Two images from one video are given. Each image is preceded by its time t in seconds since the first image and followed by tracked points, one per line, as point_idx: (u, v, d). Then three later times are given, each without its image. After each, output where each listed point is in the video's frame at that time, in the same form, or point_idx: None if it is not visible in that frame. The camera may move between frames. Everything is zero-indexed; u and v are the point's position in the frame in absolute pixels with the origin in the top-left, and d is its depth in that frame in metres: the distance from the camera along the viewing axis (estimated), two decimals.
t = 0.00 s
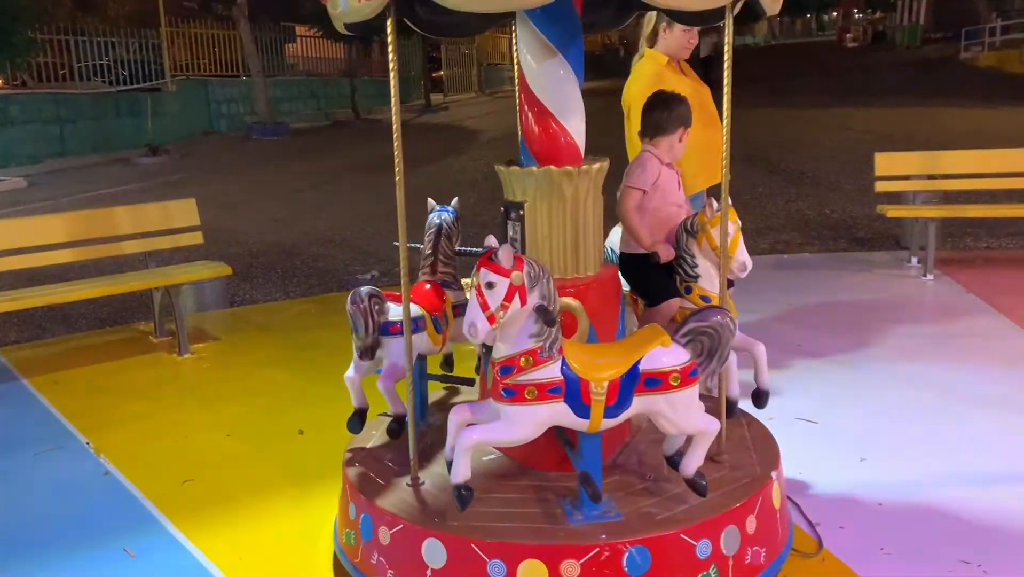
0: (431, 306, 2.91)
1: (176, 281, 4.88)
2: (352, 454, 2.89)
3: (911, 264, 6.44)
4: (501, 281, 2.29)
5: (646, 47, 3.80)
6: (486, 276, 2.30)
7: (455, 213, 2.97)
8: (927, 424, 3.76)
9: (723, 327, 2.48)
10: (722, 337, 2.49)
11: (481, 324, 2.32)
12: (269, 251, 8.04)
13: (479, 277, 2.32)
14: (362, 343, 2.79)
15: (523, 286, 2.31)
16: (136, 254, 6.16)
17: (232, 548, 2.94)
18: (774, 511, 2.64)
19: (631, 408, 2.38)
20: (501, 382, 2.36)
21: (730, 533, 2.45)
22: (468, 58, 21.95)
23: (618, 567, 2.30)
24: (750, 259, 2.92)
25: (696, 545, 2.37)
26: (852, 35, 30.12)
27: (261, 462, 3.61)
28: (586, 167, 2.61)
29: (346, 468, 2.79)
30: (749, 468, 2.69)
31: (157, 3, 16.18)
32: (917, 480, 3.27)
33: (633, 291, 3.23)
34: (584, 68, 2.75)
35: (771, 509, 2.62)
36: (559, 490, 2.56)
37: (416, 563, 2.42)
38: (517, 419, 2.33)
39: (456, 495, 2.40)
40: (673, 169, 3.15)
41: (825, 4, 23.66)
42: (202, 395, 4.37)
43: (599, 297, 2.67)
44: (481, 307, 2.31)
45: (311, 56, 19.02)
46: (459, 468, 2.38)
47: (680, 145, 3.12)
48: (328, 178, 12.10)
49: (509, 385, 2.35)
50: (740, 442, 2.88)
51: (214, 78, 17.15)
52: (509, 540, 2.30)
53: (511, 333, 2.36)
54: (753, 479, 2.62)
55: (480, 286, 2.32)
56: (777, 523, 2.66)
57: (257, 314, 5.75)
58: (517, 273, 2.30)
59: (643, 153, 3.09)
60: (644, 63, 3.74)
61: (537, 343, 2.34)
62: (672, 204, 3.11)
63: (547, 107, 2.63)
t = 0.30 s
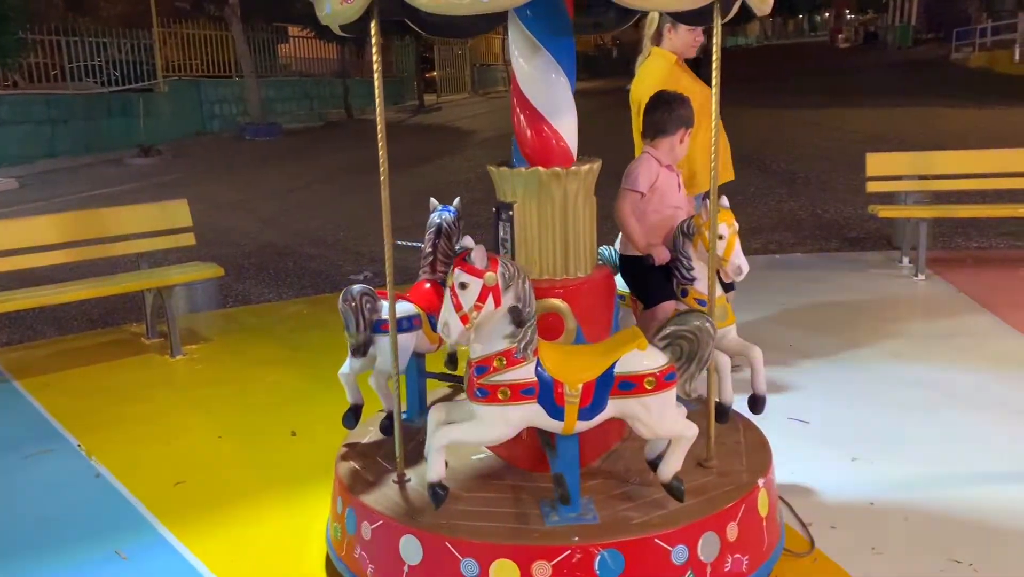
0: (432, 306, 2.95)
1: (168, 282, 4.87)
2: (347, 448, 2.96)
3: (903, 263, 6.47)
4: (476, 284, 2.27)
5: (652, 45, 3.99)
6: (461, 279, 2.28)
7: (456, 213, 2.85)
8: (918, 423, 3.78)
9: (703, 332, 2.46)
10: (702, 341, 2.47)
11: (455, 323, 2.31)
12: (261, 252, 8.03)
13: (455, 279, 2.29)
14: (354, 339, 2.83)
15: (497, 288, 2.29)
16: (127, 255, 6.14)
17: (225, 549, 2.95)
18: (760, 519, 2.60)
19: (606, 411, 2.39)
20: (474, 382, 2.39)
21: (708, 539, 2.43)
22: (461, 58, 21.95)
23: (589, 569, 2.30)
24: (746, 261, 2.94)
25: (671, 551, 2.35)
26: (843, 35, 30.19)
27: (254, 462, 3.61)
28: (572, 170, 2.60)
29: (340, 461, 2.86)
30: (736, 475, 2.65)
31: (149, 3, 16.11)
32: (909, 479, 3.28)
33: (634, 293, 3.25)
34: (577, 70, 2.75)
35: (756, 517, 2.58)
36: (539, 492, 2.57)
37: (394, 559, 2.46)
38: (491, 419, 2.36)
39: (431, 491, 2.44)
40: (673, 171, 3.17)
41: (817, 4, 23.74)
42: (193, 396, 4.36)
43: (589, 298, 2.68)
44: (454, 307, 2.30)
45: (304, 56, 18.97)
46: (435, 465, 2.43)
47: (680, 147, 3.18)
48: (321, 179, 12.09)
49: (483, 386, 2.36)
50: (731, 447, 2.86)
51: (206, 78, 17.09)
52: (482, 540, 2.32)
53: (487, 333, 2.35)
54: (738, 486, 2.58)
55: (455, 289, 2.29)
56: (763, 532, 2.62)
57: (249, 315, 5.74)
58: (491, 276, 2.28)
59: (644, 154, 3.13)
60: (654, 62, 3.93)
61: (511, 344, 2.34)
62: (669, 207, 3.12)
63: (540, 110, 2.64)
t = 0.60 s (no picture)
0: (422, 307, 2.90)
1: (154, 286, 4.84)
2: (338, 446, 3.01)
3: (888, 265, 6.51)
4: (440, 285, 2.36)
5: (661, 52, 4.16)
6: (427, 281, 2.37)
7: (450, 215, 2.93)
8: (903, 424, 3.80)
9: (671, 338, 2.61)
10: (671, 348, 2.62)
11: (421, 323, 2.40)
12: (247, 256, 8.00)
13: (420, 281, 2.39)
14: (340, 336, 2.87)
15: (462, 290, 2.39)
16: (113, 259, 6.10)
17: (209, 554, 2.93)
18: (737, 530, 2.58)
19: (573, 415, 2.42)
20: (442, 384, 2.44)
21: (677, 548, 2.41)
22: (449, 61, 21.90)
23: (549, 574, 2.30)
24: (735, 267, 2.95)
25: (638, 558, 2.35)
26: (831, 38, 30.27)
27: (241, 467, 3.59)
28: (558, 173, 2.60)
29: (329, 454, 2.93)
30: (716, 483, 2.63)
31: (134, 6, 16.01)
32: (894, 479, 3.30)
33: (626, 298, 3.24)
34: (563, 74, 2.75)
35: (732, 527, 2.56)
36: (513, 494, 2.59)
37: (365, 558, 2.50)
38: (457, 422, 2.41)
39: (399, 490, 2.48)
40: (665, 175, 3.18)
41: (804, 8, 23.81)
42: (179, 401, 4.34)
43: (572, 303, 2.68)
44: (421, 309, 2.39)
45: (291, 59, 18.86)
46: (404, 466, 2.46)
47: (673, 150, 3.18)
48: (308, 182, 12.05)
49: (449, 388, 2.42)
50: (715, 453, 2.84)
51: (192, 81, 17.00)
52: (447, 542, 2.35)
53: (455, 334, 2.44)
54: (714, 494, 2.56)
55: (422, 291, 2.38)
56: (739, 543, 2.59)
57: (236, 318, 5.73)
58: (457, 278, 2.37)
59: (633, 159, 3.16)
60: (666, 70, 4.09)
61: (478, 347, 2.43)
62: (661, 211, 3.15)
63: (526, 118, 2.64)
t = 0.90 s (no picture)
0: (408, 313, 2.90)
1: (134, 295, 4.81)
2: (325, 448, 3.04)
3: (867, 269, 6.57)
4: (401, 292, 2.35)
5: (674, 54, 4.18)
6: (388, 287, 2.37)
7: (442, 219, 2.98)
8: (883, 426, 3.83)
9: (635, 346, 2.64)
10: (634, 356, 2.64)
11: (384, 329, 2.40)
12: (229, 263, 7.96)
13: (383, 288, 2.38)
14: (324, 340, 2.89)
15: (424, 296, 2.37)
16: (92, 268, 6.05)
17: (189, 565, 2.91)
18: (708, 541, 2.55)
19: (535, 423, 2.41)
20: (405, 389, 2.44)
21: (642, 558, 2.41)
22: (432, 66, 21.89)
23: None
24: (717, 275, 2.89)
25: (601, 567, 2.35)
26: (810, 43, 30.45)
27: (223, 478, 3.56)
28: (535, 179, 2.60)
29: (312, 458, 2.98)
30: (688, 493, 2.62)
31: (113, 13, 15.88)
32: (874, 481, 3.33)
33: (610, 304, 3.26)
34: (543, 83, 2.75)
35: (702, 538, 2.54)
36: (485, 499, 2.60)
37: (334, 559, 2.54)
38: (420, 427, 2.41)
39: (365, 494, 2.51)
40: (650, 183, 3.22)
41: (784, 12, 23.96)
42: (160, 410, 4.30)
43: (547, 307, 2.67)
44: (383, 316, 2.39)
45: (272, 65, 18.77)
46: (368, 470, 2.50)
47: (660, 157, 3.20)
48: (290, 189, 12.01)
49: (413, 393, 2.41)
50: (692, 463, 2.83)
51: (173, 88, 16.90)
52: (410, 546, 2.38)
53: (420, 339, 2.44)
54: (685, 505, 2.55)
55: (384, 298, 2.38)
56: (711, 555, 2.57)
57: (216, 326, 5.69)
58: (417, 284, 2.35)
59: (619, 166, 3.19)
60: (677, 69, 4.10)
61: (441, 353, 2.42)
62: (644, 218, 3.18)
63: (507, 127, 2.66)
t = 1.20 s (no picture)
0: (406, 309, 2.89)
1: (108, 302, 4.76)
2: (309, 449, 3.07)
3: (844, 271, 6.62)
4: (359, 295, 2.37)
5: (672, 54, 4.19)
6: (346, 291, 2.38)
7: (429, 223, 2.97)
8: (861, 427, 3.85)
9: (592, 352, 2.48)
10: (592, 362, 2.48)
11: (340, 332, 2.40)
12: (206, 270, 7.90)
13: (341, 291, 2.39)
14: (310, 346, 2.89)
15: (381, 301, 2.38)
16: (66, 275, 5.97)
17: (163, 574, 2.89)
18: (672, 551, 2.53)
19: (491, 429, 2.40)
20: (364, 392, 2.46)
21: (599, 568, 2.38)
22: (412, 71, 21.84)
23: None
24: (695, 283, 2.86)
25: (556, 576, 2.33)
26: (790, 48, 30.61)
27: (201, 487, 3.52)
28: (507, 183, 2.59)
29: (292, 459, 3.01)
30: (656, 502, 2.59)
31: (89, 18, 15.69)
32: (852, 481, 3.35)
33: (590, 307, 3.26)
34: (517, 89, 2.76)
35: (666, 548, 2.52)
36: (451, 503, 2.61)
37: (302, 557, 2.59)
38: (377, 431, 2.44)
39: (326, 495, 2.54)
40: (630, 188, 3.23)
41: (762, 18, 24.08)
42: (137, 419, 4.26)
43: (518, 316, 2.67)
44: (341, 319, 2.39)
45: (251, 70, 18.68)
46: (330, 471, 2.52)
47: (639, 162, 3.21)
48: (269, 195, 11.92)
49: (371, 396, 2.44)
50: (666, 472, 2.80)
51: (150, 94, 16.76)
52: (368, 549, 2.40)
53: (376, 342, 2.46)
54: (650, 513, 2.52)
55: (342, 301, 2.39)
56: (675, 565, 2.54)
57: (193, 334, 5.65)
58: (373, 288, 2.37)
59: (599, 170, 3.21)
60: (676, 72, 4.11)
61: (398, 357, 2.43)
62: (623, 224, 3.19)
63: (483, 134, 2.65)
